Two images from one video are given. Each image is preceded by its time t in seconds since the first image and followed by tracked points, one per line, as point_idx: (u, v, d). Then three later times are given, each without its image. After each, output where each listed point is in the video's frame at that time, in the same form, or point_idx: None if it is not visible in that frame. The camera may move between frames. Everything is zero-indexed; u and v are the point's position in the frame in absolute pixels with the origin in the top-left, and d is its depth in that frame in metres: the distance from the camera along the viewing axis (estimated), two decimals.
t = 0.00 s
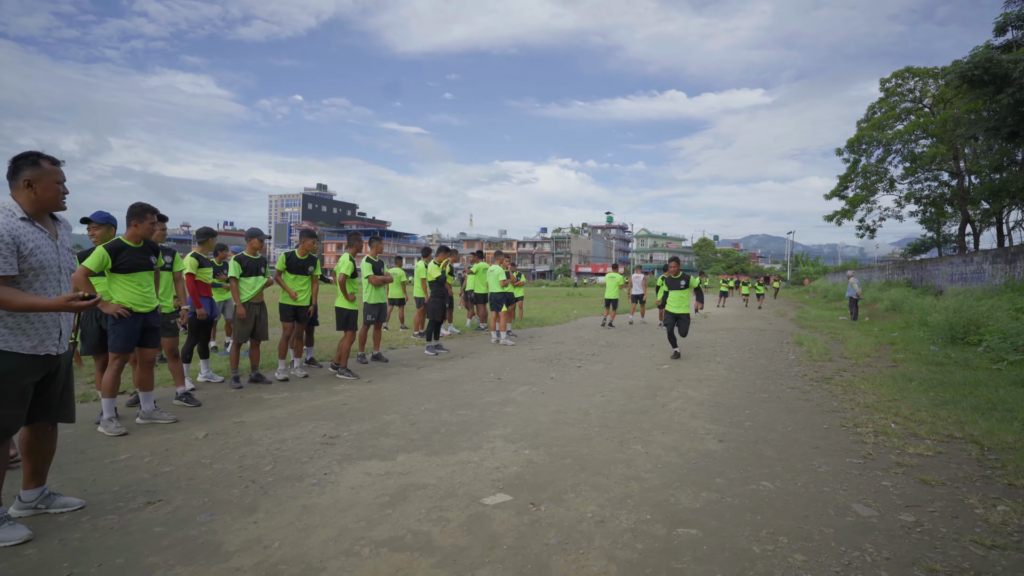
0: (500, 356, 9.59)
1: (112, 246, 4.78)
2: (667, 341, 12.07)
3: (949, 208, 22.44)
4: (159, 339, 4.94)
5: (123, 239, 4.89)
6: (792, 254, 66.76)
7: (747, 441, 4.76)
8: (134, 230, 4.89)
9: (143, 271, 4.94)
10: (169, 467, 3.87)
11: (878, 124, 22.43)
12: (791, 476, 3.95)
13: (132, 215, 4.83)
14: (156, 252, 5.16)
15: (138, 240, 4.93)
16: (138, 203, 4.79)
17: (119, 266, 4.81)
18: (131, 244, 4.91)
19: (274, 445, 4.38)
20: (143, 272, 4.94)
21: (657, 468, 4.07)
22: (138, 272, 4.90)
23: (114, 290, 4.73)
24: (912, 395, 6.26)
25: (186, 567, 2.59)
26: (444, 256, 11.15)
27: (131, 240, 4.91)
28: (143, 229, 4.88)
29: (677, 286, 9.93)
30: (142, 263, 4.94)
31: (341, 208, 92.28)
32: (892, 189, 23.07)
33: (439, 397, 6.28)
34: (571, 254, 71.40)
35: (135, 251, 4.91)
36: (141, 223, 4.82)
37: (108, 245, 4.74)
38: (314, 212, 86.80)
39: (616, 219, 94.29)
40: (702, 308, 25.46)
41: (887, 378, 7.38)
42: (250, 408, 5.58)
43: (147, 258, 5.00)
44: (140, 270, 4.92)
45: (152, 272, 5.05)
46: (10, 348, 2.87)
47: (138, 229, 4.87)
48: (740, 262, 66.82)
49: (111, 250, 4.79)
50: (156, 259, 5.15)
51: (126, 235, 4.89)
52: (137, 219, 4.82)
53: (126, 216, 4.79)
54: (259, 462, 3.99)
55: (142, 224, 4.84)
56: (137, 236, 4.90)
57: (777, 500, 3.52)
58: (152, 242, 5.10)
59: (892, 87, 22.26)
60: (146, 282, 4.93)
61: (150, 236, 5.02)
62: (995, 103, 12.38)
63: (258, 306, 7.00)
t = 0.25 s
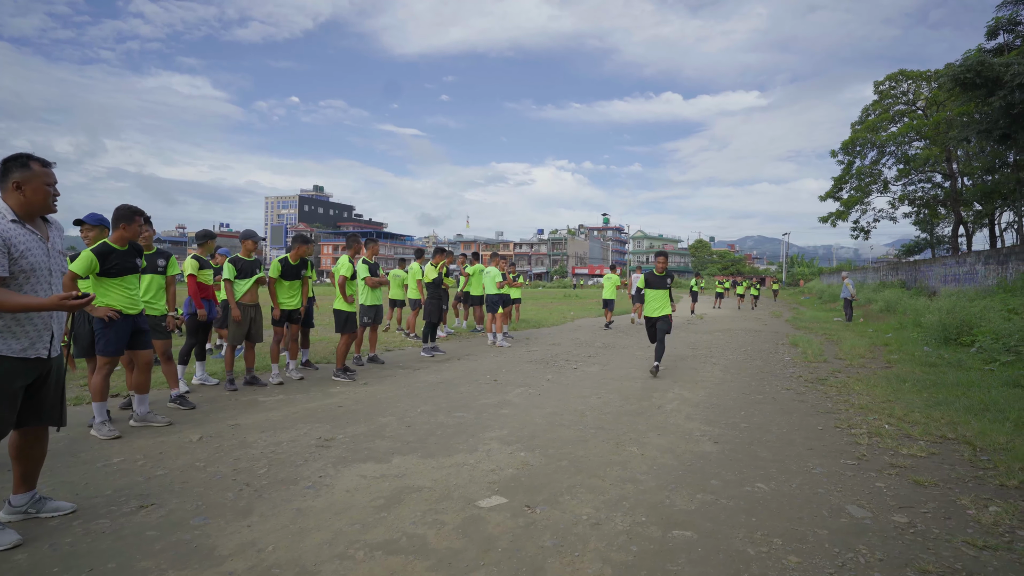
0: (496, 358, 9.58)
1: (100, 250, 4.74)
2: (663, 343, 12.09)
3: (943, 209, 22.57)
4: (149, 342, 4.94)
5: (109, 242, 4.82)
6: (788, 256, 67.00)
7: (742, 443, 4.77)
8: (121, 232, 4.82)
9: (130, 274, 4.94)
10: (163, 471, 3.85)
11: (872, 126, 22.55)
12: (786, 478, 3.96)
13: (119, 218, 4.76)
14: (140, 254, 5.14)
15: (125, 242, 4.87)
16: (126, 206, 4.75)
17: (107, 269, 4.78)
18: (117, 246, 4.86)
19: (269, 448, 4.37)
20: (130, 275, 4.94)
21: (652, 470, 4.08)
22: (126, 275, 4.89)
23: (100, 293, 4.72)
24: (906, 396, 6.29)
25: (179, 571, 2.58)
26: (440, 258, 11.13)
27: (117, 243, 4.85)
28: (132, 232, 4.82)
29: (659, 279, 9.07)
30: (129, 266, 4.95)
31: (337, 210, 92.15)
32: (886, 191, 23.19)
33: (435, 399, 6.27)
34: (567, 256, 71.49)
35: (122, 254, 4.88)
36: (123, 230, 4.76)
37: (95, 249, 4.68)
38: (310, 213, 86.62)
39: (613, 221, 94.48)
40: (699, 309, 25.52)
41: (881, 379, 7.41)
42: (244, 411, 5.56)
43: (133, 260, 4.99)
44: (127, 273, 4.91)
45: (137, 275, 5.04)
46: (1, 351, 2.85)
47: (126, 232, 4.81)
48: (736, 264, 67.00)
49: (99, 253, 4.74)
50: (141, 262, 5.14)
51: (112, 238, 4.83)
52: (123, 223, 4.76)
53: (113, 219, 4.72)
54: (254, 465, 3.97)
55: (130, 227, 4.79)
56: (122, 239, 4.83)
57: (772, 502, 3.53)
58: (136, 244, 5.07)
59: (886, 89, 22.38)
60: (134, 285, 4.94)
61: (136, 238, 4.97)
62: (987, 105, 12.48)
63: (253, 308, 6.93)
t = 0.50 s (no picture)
0: (495, 360, 9.57)
1: (97, 251, 4.69)
2: (662, 345, 12.08)
3: (943, 212, 22.57)
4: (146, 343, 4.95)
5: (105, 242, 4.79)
6: (788, 258, 67.00)
7: (741, 445, 4.77)
8: (118, 233, 4.79)
9: (128, 275, 4.94)
10: (162, 472, 3.84)
11: (872, 128, 22.57)
12: (785, 480, 3.95)
13: (115, 221, 4.69)
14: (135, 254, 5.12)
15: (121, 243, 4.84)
16: (124, 207, 4.71)
17: (105, 270, 4.77)
18: (114, 247, 4.83)
19: (268, 449, 4.36)
20: (127, 276, 4.94)
21: (651, 471, 4.07)
22: (123, 276, 4.89)
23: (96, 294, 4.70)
24: (906, 399, 6.28)
25: (178, 573, 2.58)
26: (440, 259, 11.14)
27: (113, 243, 4.81)
28: (129, 233, 4.79)
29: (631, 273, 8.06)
30: (127, 267, 4.95)
31: (337, 211, 92.17)
32: (886, 193, 23.20)
33: (434, 400, 6.26)
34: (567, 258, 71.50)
35: (119, 255, 4.86)
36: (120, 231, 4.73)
37: (93, 250, 4.65)
38: (309, 214, 86.61)
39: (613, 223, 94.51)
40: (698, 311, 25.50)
41: (882, 381, 7.41)
42: (243, 412, 5.56)
43: (130, 261, 4.99)
44: (123, 274, 4.90)
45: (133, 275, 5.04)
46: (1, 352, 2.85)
47: (123, 233, 4.77)
48: (736, 265, 67.01)
49: (97, 254, 4.71)
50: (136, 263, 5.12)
51: (108, 239, 4.78)
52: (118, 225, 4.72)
53: (111, 220, 4.68)
54: (253, 466, 3.96)
55: (128, 228, 4.76)
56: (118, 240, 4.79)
57: (772, 504, 3.52)
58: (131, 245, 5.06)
59: (886, 91, 22.40)
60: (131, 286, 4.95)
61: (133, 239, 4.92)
62: (988, 107, 12.48)
63: (252, 309, 6.91)
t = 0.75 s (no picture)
0: (495, 359, 9.57)
1: (98, 249, 4.70)
2: (662, 344, 12.08)
3: (944, 211, 22.56)
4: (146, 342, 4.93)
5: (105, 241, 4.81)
6: (788, 257, 66.98)
7: (741, 445, 4.77)
8: (117, 231, 4.79)
9: (128, 273, 4.93)
10: (161, 471, 3.84)
11: (872, 128, 22.56)
12: (785, 480, 3.95)
13: (116, 217, 4.73)
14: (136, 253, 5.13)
15: (121, 241, 4.84)
16: (122, 205, 4.74)
17: (104, 269, 4.77)
18: (114, 246, 4.83)
19: (267, 449, 4.36)
20: (127, 275, 4.93)
21: (651, 471, 4.07)
22: (124, 274, 4.89)
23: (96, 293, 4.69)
24: (906, 399, 6.28)
25: (177, 572, 2.57)
26: (439, 258, 11.13)
27: (114, 241, 4.82)
28: (127, 231, 4.79)
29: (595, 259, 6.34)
30: (127, 266, 4.94)
31: (338, 210, 92.20)
32: (886, 193, 23.20)
33: (433, 400, 6.25)
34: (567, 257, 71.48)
35: (119, 253, 4.86)
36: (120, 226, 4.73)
37: (92, 248, 4.64)
38: (310, 213, 86.58)
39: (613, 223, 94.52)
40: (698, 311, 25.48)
41: (882, 381, 7.41)
42: (243, 411, 5.55)
43: (130, 260, 4.98)
44: (123, 273, 4.89)
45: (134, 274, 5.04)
46: None
47: (121, 230, 4.77)
48: (736, 265, 67.03)
49: (96, 252, 4.70)
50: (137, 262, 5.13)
51: (108, 237, 4.79)
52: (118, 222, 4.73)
53: (110, 217, 4.69)
54: (252, 466, 3.96)
55: (126, 226, 4.76)
56: (118, 238, 4.78)
57: (771, 504, 3.52)
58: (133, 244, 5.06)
59: (886, 91, 22.39)
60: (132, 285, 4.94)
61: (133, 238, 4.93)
62: (989, 107, 12.47)
63: (252, 309, 6.92)
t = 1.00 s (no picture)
0: (495, 358, 9.57)
1: (97, 244, 4.76)
2: (663, 343, 12.08)
3: (945, 211, 22.54)
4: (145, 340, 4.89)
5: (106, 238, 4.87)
6: (788, 257, 66.94)
7: (741, 444, 4.77)
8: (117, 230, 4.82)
9: (125, 272, 4.92)
10: (162, 469, 3.84)
11: (873, 126, 22.52)
12: (785, 479, 3.95)
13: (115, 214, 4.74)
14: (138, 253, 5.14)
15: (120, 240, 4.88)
16: (121, 201, 4.73)
17: (101, 266, 4.79)
18: (114, 244, 4.88)
19: (267, 447, 4.36)
20: (125, 274, 4.92)
21: (651, 470, 4.07)
22: (120, 272, 4.88)
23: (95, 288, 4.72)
24: (907, 398, 6.27)
25: (176, 570, 2.57)
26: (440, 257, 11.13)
27: (113, 239, 4.88)
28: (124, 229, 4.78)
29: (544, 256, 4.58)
30: (125, 264, 4.93)
31: (338, 209, 92.18)
32: (887, 192, 23.18)
33: (434, 399, 6.25)
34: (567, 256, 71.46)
35: (117, 251, 4.88)
36: (121, 221, 4.73)
37: (91, 244, 4.71)
38: (310, 212, 86.55)
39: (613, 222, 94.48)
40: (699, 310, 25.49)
41: (882, 380, 7.40)
42: (243, 410, 5.55)
43: (130, 259, 4.98)
44: (121, 271, 4.89)
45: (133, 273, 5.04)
46: None
47: (120, 228, 4.78)
48: (736, 264, 67.02)
49: (94, 249, 4.75)
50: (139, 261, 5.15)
51: (109, 234, 4.87)
52: (118, 218, 4.73)
53: (110, 214, 4.69)
54: (252, 464, 3.96)
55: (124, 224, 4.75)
56: (121, 233, 4.79)
57: (772, 503, 3.52)
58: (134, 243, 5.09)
59: (887, 90, 22.36)
60: (128, 284, 4.91)
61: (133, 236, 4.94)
62: (990, 106, 12.45)
63: (253, 307, 6.92)
